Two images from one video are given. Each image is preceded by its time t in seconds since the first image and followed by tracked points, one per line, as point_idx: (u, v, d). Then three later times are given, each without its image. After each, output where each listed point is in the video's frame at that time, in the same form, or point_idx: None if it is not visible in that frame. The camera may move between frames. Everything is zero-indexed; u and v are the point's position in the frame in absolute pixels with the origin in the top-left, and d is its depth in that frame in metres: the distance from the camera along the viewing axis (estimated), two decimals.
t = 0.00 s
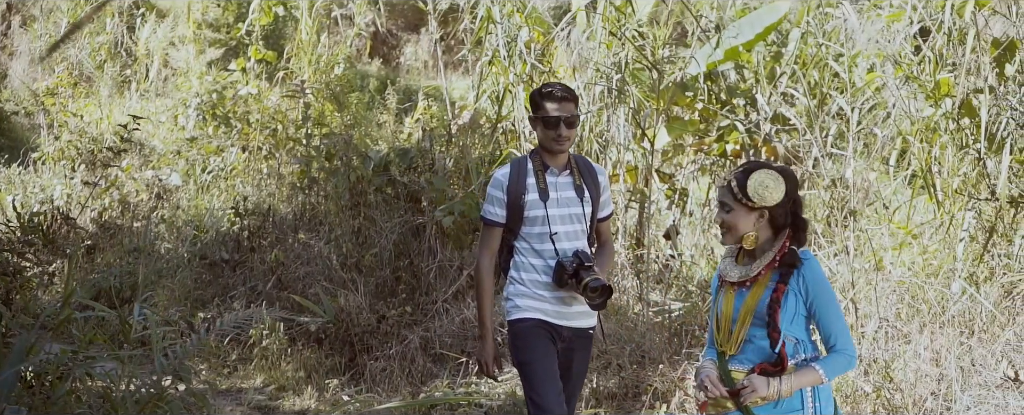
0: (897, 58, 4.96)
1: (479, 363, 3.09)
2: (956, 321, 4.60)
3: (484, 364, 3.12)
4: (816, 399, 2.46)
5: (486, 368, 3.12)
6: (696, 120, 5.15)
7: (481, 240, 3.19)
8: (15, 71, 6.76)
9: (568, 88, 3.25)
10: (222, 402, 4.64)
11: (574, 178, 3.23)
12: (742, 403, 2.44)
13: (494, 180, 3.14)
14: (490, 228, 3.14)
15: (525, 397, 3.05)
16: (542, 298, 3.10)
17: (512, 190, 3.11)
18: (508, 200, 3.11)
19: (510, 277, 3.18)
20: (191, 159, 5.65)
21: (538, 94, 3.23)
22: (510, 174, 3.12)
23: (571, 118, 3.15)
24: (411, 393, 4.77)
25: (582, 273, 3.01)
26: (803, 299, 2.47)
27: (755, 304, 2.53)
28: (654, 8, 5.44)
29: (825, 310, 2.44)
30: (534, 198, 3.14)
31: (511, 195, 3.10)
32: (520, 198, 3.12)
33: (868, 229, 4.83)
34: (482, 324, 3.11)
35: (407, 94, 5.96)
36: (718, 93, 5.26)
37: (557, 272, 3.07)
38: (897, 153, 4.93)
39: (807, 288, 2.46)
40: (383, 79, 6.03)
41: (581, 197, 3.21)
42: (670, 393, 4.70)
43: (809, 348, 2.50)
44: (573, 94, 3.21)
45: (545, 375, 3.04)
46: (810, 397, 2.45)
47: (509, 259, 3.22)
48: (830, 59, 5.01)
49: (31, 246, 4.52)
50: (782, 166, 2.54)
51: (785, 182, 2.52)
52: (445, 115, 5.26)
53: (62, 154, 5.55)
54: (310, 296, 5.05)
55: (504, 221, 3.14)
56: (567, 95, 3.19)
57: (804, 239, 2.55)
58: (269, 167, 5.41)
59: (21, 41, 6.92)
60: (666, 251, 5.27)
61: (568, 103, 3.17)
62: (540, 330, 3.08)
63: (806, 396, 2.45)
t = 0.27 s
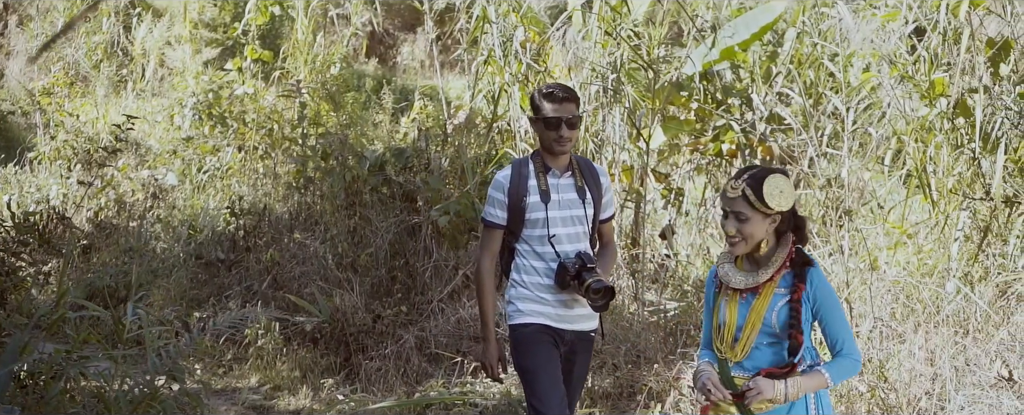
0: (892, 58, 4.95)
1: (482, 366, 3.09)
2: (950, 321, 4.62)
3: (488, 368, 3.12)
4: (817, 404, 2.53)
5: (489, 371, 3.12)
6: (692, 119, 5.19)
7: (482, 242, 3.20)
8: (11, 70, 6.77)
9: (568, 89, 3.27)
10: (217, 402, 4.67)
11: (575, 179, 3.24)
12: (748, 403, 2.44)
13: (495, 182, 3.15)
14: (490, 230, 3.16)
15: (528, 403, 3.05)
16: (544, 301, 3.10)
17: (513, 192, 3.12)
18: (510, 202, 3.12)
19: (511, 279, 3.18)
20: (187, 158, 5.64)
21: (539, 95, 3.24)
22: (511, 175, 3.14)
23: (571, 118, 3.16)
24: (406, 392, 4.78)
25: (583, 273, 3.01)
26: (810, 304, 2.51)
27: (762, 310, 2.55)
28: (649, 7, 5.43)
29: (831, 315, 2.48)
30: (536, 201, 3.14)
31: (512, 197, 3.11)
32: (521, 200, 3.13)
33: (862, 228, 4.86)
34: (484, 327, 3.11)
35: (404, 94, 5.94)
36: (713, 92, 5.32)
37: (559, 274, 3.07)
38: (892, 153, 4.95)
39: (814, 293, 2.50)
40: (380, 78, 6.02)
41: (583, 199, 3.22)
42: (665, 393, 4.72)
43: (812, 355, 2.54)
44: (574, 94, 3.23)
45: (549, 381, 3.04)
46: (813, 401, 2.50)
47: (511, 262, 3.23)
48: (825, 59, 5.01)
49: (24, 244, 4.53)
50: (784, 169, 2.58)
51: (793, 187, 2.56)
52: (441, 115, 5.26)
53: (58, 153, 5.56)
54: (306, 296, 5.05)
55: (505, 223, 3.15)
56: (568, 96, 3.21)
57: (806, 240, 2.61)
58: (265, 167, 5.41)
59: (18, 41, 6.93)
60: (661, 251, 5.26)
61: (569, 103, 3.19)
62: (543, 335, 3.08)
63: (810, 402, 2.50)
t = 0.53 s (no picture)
0: (886, 58, 4.97)
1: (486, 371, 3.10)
2: (944, 321, 4.64)
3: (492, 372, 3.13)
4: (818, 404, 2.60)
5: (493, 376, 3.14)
6: (687, 120, 5.18)
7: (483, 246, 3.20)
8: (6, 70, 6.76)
9: (569, 89, 3.26)
10: (211, 402, 4.68)
11: (577, 181, 3.25)
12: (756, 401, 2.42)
13: (496, 184, 3.15)
14: (491, 234, 3.15)
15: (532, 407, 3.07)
16: (548, 304, 3.12)
17: (514, 194, 3.12)
18: (511, 204, 3.12)
19: (514, 283, 3.20)
20: (182, 158, 5.64)
21: (539, 97, 3.24)
22: (512, 178, 3.14)
23: (572, 119, 3.17)
24: (400, 392, 4.78)
25: (586, 275, 3.04)
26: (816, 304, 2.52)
27: (770, 311, 2.55)
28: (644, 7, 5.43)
29: (837, 313, 2.50)
30: (537, 203, 3.14)
31: (514, 200, 3.11)
32: (523, 203, 3.13)
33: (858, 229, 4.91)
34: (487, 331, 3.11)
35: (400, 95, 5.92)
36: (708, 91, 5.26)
37: (562, 277, 3.08)
38: (886, 153, 4.96)
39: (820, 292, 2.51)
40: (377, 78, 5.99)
41: (585, 200, 3.23)
42: (660, 393, 4.71)
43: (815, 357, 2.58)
44: (575, 95, 3.22)
45: (553, 385, 3.06)
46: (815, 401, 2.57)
47: (514, 265, 3.24)
48: (820, 59, 5.02)
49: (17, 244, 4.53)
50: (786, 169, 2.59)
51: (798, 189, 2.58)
52: (436, 114, 5.29)
53: (54, 153, 5.56)
54: (301, 295, 5.06)
55: (506, 226, 3.15)
56: (568, 96, 3.20)
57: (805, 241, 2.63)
58: (260, 167, 5.40)
59: (13, 41, 6.92)
60: (657, 250, 5.26)
61: (569, 104, 3.19)
62: (548, 340, 3.10)
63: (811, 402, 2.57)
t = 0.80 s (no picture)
0: (880, 58, 4.99)
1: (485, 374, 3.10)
2: (937, 321, 4.65)
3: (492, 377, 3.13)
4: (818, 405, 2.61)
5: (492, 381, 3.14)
6: (681, 120, 5.18)
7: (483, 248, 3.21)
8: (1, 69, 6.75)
9: (569, 88, 3.27)
10: (204, 402, 4.70)
11: (577, 181, 3.26)
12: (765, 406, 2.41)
13: (495, 185, 3.17)
14: (491, 235, 3.16)
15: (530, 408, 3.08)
16: (547, 304, 3.12)
17: (514, 195, 3.14)
18: (511, 206, 3.14)
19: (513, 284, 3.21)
20: (176, 158, 5.61)
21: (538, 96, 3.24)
22: (511, 179, 3.16)
23: (571, 118, 3.19)
24: (393, 392, 4.79)
25: (587, 276, 3.06)
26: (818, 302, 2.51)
27: (773, 312, 2.53)
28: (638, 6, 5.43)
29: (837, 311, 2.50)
30: (537, 204, 3.16)
31: (514, 201, 3.13)
32: (523, 203, 3.15)
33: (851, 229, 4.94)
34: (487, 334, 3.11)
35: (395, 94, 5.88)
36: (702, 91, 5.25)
37: (562, 277, 3.10)
38: (879, 153, 4.96)
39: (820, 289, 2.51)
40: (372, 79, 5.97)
41: (585, 200, 3.24)
42: (652, 392, 4.73)
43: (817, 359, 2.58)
44: (574, 94, 3.24)
45: (551, 385, 3.06)
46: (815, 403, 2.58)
47: (513, 266, 3.23)
48: (813, 59, 5.03)
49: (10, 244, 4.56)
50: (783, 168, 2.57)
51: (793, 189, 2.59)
52: (430, 114, 5.32)
53: (48, 153, 5.56)
54: (294, 296, 5.06)
55: (506, 227, 3.16)
56: (567, 95, 3.21)
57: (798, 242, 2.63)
58: (255, 167, 5.40)
59: (8, 40, 6.91)
60: (651, 250, 5.26)
61: (568, 103, 3.20)
62: (547, 341, 3.10)
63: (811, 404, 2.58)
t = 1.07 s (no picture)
0: (870, 58, 5.01)
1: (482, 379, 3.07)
2: (926, 321, 4.65)
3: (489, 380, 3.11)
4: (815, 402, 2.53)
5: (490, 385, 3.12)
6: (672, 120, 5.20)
7: (480, 248, 3.19)
8: None
9: (563, 86, 3.31)
10: (194, 402, 4.71)
11: (573, 179, 3.26)
12: None
13: (491, 184, 3.17)
14: (488, 234, 3.16)
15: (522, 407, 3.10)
16: (543, 304, 3.12)
17: (510, 194, 3.13)
18: (508, 205, 3.13)
19: (509, 284, 3.20)
20: (167, 158, 5.61)
21: (535, 94, 3.28)
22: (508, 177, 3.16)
23: (567, 117, 3.20)
24: (383, 391, 4.80)
25: (584, 273, 3.05)
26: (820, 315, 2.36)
27: (773, 328, 2.37)
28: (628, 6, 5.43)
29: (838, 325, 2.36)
30: (533, 203, 3.16)
31: (511, 200, 3.13)
32: (519, 202, 3.14)
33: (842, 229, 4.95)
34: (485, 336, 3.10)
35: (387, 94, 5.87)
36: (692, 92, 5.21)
37: (560, 275, 3.09)
38: (868, 153, 4.98)
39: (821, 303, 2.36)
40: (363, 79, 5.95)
41: (581, 198, 3.24)
42: (642, 392, 4.73)
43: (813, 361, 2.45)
44: (571, 93, 3.28)
45: (546, 384, 3.08)
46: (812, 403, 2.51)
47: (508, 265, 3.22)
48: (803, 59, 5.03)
49: None
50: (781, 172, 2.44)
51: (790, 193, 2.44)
52: (421, 114, 5.33)
53: (39, 153, 5.55)
54: (284, 296, 5.07)
55: (503, 227, 3.15)
56: (563, 93, 3.25)
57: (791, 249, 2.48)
58: (245, 167, 5.39)
59: None
60: (641, 251, 5.26)
61: (565, 102, 3.24)
62: (541, 339, 3.10)
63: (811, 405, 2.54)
